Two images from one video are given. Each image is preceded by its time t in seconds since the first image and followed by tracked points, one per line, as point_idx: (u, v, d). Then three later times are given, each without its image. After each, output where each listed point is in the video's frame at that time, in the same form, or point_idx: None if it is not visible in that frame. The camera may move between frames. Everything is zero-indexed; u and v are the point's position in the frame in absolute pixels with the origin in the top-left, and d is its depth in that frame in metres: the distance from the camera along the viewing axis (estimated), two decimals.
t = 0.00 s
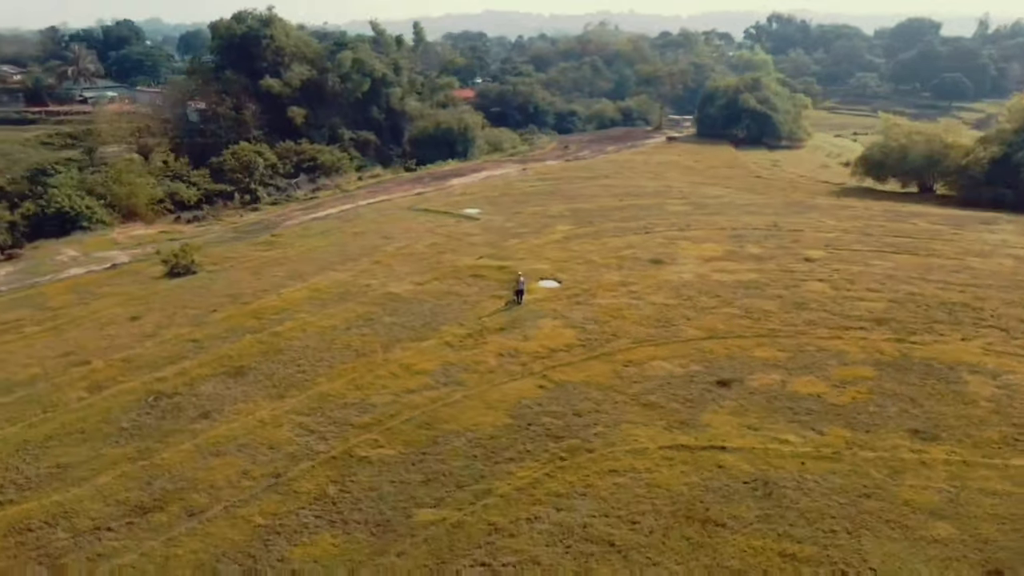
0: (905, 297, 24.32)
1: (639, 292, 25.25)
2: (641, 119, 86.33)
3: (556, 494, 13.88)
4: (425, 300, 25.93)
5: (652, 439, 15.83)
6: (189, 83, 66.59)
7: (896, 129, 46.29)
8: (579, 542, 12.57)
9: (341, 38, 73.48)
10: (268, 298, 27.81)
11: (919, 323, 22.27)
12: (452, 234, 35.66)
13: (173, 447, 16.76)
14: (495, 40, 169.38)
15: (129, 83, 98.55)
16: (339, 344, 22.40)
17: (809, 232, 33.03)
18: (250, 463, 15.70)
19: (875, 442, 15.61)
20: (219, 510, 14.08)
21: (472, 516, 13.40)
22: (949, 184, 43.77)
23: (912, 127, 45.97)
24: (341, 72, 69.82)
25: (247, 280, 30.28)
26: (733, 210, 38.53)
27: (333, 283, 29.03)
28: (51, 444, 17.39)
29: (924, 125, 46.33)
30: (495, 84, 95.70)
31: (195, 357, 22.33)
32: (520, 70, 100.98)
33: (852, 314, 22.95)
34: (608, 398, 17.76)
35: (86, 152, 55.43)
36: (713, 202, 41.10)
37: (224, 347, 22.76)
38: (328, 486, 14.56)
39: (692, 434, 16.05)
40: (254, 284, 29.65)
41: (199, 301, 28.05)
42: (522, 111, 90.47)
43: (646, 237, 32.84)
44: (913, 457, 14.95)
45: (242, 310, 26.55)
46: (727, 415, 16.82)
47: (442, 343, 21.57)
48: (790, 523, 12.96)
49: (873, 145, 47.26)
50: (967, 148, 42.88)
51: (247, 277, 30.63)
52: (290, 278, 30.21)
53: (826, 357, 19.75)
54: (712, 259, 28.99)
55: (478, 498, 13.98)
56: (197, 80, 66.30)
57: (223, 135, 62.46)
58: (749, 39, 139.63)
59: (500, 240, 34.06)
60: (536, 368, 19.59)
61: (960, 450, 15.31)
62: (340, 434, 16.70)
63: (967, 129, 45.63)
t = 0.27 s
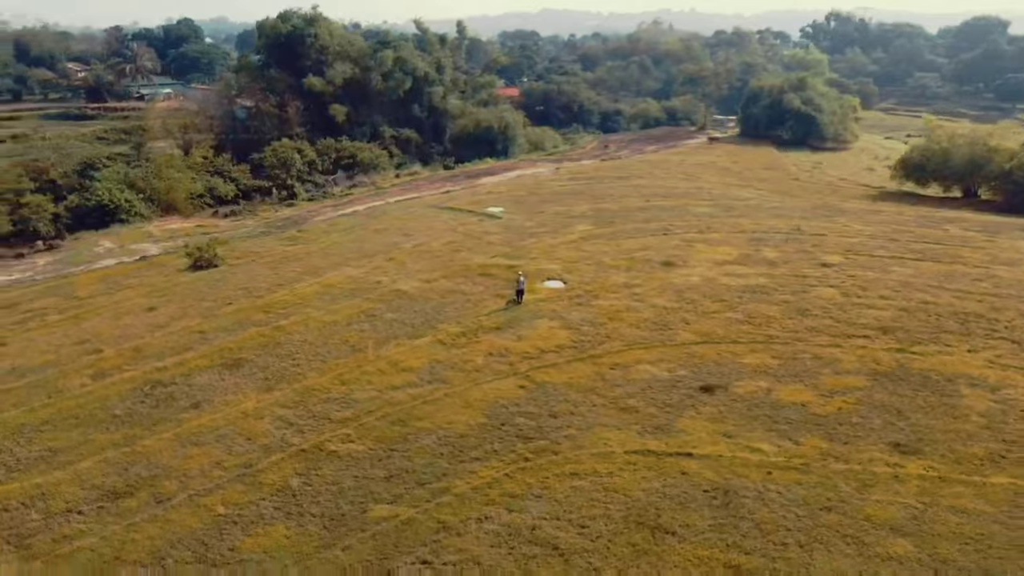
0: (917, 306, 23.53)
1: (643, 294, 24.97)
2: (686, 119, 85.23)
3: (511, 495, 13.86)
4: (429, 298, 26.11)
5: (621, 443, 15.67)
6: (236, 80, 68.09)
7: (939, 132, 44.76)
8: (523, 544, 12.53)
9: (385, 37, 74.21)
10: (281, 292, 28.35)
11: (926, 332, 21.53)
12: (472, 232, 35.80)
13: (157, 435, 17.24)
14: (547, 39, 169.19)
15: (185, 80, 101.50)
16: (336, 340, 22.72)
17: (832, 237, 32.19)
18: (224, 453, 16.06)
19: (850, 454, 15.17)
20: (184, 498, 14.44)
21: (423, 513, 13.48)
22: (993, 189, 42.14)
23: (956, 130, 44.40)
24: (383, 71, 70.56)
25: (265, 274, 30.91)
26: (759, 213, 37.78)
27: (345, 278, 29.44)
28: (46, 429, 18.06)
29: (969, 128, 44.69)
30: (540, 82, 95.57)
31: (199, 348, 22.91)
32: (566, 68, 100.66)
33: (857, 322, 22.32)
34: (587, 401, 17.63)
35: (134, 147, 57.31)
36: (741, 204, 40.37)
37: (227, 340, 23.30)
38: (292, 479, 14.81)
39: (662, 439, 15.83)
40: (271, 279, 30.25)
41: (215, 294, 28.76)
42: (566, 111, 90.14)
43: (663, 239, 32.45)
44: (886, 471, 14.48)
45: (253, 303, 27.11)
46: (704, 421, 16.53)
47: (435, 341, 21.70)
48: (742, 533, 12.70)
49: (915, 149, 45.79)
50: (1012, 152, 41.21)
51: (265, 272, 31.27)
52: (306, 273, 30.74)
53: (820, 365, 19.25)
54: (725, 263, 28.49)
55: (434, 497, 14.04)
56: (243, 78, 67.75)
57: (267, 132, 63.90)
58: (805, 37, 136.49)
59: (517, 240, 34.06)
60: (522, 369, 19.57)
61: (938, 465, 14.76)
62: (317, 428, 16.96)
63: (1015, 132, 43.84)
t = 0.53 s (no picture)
0: (928, 316, 22.66)
1: (647, 297, 24.67)
2: (737, 119, 83.65)
3: (459, 494, 13.94)
4: (434, 295, 26.31)
5: (582, 447, 15.58)
6: (287, 78, 69.77)
7: (990, 137, 42.88)
8: (460, 544, 12.60)
9: (434, 35, 74.86)
10: (296, 286, 28.93)
11: (931, 344, 20.73)
12: (494, 231, 35.90)
13: (143, 422, 17.83)
14: (605, 37, 168.03)
15: (246, 77, 104.32)
16: (336, 334, 23.09)
17: (859, 242, 31.20)
18: (200, 441, 16.53)
19: (816, 468, 14.75)
20: (150, 483, 14.94)
21: (372, 509, 13.66)
22: None
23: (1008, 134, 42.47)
24: (430, 69, 71.24)
25: (286, 269, 31.60)
26: (788, 216, 36.87)
27: (360, 274, 29.88)
28: (46, 412, 18.87)
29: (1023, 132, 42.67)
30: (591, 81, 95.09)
31: (206, 339, 23.59)
32: (619, 67, 99.90)
33: (861, 332, 21.62)
34: (562, 403, 17.56)
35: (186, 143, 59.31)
36: (773, 207, 39.42)
37: (234, 332, 23.94)
38: (255, 470, 15.16)
39: (626, 444, 15.68)
40: (291, 273, 30.92)
41: (235, 287, 29.52)
42: (616, 110, 89.44)
43: (683, 242, 31.98)
44: (849, 487, 14.05)
45: (268, 297, 27.78)
46: (673, 428, 16.29)
47: (428, 339, 21.88)
48: (682, 543, 12.51)
49: (964, 153, 43.99)
50: None
51: (287, 267, 31.95)
52: (325, 269, 31.31)
53: (809, 374, 18.73)
54: (739, 267, 27.90)
55: (386, 492, 14.22)
56: (294, 76, 69.37)
57: (315, 129, 65.42)
58: (872, 35, 132.30)
59: (537, 240, 34.00)
60: (506, 369, 19.59)
61: (906, 483, 14.24)
62: (292, 420, 17.32)
63: None
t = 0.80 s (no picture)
0: (938, 328, 21.81)
1: (649, 301, 24.36)
2: (792, 121, 81.69)
3: (410, 492, 14.06)
4: (440, 293, 26.51)
5: (543, 450, 15.53)
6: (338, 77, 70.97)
7: None
8: (398, 541, 12.71)
9: (482, 34, 75.04)
10: (312, 281, 29.50)
11: (933, 357, 19.95)
12: (517, 231, 35.95)
13: (133, 409, 18.47)
14: (665, 36, 166.16)
15: (304, 75, 106.66)
16: (336, 330, 23.48)
17: (884, 250, 30.19)
18: (180, 430, 17.04)
19: (777, 481, 14.38)
20: (124, 468, 15.49)
21: (323, 502, 13.89)
22: None
23: None
24: (477, 69, 71.49)
25: (307, 264, 32.25)
26: (818, 221, 35.88)
27: (375, 270, 30.30)
28: (49, 396, 19.70)
29: None
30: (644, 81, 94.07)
31: (213, 331, 24.27)
32: (673, 67, 98.59)
33: (862, 343, 20.94)
34: (535, 405, 17.50)
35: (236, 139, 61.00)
36: (806, 211, 38.44)
37: (241, 325, 24.57)
38: (223, 460, 15.57)
39: (589, 449, 15.56)
40: (310, 269, 31.54)
41: (255, 281, 30.25)
42: (667, 110, 88.33)
43: (702, 245, 31.46)
44: (806, 501, 13.66)
45: (282, 291, 28.40)
46: (641, 435, 16.07)
47: (421, 336, 22.07)
48: (619, 552, 12.37)
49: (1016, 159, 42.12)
50: None
51: (308, 262, 32.61)
52: (344, 264, 31.84)
53: (796, 385, 18.25)
54: (753, 272, 27.30)
55: (341, 487, 14.42)
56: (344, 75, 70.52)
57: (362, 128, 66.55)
58: (943, 35, 127.57)
59: (557, 241, 33.91)
60: (489, 369, 19.64)
61: (868, 500, 13.76)
62: (271, 412, 17.73)
63: None
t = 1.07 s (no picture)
0: (946, 341, 20.99)
1: (651, 305, 24.06)
2: (845, 122, 79.52)
3: (365, 488, 14.24)
4: (445, 292, 26.70)
5: (506, 452, 15.53)
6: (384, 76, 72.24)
7: None
8: (342, 536, 12.91)
9: (528, 33, 75.37)
10: (327, 277, 30.00)
11: (932, 370, 19.24)
12: (537, 231, 35.90)
13: (128, 397, 19.11)
14: (725, 35, 163.48)
15: (357, 73, 108.34)
16: (337, 326, 23.86)
17: (909, 258, 29.17)
18: (164, 419, 17.58)
19: (736, 492, 14.08)
20: (103, 454, 16.06)
21: (279, 494, 14.17)
22: None
23: None
24: (521, 68, 71.74)
25: (326, 260, 32.79)
26: (847, 227, 34.89)
27: (390, 268, 30.66)
28: (54, 382, 20.52)
29: None
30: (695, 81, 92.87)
31: (221, 324, 24.90)
32: (726, 67, 97.04)
33: (861, 353, 20.31)
34: (510, 407, 17.50)
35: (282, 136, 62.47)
36: (837, 217, 37.39)
37: (248, 318, 25.15)
38: (196, 449, 16.00)
39: (552, 453, 15.50)
40: (328, 265, 32.07)
41: (273, 276, 30.92)
42: (717, 110, 86.88)
43: (720, 249, 30.90)
44: (760, 514, 13.36)
45: (296, 286, 28.97)
46: (608, 441, 15.93)
47: (416, 335, 22.28)
48: (556, 556, 12.30)
49: None
50: None
51: (328, 259, 33.15)
52: (362, 261, 32.28)
53: (780, 395, 17.82)
54: (765, 278, 26.71)
55: (300, 480, 14.69)
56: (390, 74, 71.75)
57: (404, 126, 67.59)
58: (1016, 34, 122.28)
59: (575, 242, 33.74)
60: (474, 369, 19.70)
61: (826, 516, 13.38)
62: (253, 404, 18.13)
63: None
